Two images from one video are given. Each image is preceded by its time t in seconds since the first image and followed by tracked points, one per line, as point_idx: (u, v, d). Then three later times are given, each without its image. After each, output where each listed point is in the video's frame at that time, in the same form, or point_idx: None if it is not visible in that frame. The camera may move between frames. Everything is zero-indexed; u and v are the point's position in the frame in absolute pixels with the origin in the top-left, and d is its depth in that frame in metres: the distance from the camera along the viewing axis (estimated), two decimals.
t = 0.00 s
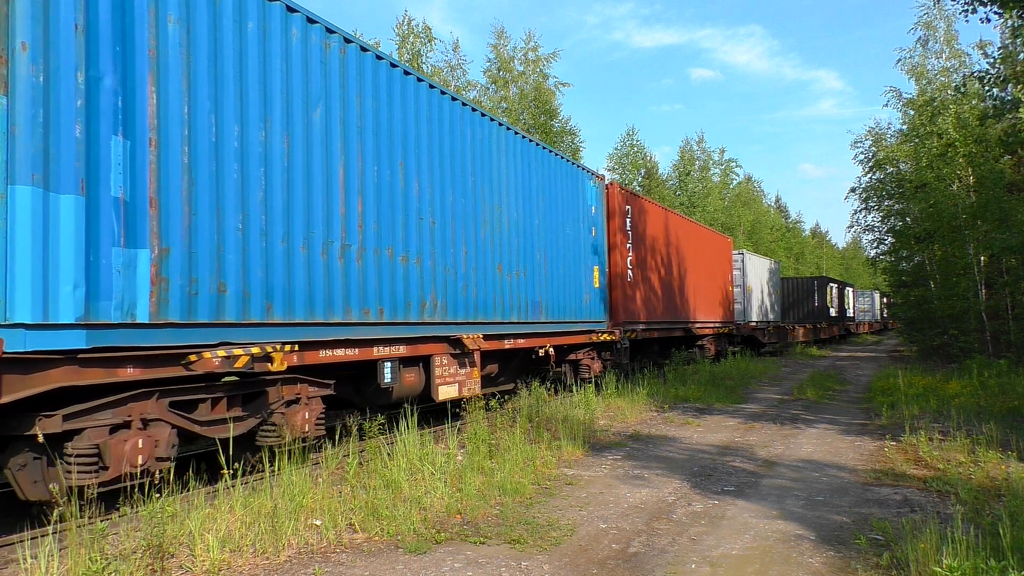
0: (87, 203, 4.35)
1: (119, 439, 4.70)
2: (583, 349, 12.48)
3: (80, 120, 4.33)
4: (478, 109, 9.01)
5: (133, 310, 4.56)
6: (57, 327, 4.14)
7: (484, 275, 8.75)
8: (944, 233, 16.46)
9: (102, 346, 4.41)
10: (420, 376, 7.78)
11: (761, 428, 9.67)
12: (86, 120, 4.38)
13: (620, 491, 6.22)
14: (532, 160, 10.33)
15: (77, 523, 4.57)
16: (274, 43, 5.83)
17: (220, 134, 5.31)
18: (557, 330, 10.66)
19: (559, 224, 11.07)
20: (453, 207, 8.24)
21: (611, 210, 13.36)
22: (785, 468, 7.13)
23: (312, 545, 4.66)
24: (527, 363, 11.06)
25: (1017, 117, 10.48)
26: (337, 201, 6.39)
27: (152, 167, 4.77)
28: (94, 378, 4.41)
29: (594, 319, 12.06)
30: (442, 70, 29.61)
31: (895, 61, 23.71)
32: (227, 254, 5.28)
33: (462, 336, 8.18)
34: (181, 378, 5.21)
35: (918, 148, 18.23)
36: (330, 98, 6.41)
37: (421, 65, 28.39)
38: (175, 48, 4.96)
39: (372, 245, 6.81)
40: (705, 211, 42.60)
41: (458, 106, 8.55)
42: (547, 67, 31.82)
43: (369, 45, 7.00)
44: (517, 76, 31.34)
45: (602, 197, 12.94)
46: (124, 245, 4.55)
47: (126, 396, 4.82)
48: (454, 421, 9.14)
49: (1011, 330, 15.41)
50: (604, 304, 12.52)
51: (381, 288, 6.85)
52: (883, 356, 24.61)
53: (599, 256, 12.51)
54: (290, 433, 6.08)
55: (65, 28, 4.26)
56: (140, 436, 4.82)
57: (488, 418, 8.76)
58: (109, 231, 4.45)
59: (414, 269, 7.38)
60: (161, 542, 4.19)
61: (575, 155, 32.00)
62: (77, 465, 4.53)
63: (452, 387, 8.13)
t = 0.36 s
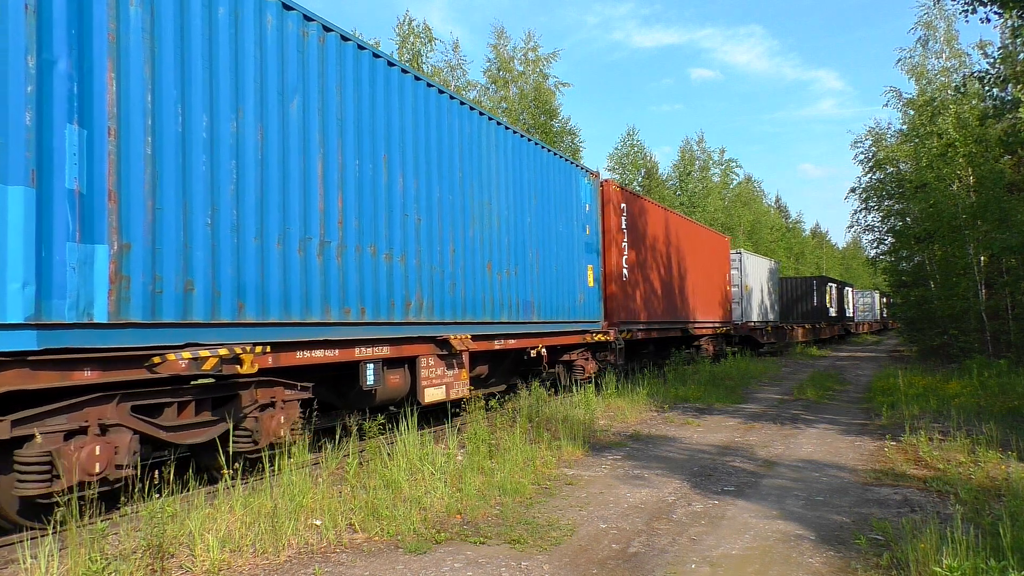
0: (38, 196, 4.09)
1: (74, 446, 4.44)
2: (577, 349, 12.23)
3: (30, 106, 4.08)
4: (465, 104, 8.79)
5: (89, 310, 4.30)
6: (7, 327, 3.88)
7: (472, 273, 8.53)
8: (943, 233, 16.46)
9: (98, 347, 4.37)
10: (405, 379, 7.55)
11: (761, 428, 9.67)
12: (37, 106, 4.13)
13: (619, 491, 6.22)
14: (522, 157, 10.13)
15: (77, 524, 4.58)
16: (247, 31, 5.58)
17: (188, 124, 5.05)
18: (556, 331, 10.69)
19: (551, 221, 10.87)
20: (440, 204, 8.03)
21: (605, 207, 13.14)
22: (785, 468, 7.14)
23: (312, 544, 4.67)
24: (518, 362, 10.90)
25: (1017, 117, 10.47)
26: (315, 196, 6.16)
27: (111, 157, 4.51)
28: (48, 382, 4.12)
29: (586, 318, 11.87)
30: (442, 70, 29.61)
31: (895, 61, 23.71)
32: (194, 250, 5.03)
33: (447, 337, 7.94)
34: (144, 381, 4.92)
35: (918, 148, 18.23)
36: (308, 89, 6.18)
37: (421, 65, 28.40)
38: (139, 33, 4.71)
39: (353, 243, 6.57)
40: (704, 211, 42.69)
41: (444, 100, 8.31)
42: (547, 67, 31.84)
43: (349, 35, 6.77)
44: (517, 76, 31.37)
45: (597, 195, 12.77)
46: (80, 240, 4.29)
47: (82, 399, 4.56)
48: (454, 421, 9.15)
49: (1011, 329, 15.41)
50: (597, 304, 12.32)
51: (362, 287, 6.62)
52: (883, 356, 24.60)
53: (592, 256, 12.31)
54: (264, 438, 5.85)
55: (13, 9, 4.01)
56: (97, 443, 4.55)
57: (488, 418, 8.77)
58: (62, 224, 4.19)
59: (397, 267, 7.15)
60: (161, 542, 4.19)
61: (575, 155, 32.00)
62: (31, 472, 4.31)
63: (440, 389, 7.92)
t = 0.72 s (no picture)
0: None
1: (23, 453, 4.19)
2: (570, 349, 12.11)
3: None
4: (452, 96, 8.56)
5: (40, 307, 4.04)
6: None
7: (460, 271, 8.30)
8: (944, 233, 16.45)
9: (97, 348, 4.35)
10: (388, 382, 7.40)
11: (761, 428, 9.67)
12: None
13: (619, 491, 6.22)
14: (512, 152, 9.91)
15: (77, 524, 4.58)
16: (218, 15, 5.31)
17: (151, 112, 4.78)
18: (556, 331, 10.70)
19: (543, 218, 10.66)
20: (426, 199, 7.79)
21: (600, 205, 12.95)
22: (785, 468, 7.14)
23: (312, 545, 4.66)
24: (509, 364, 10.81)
25: (1017, 117, 10.46)
26: (290, 190, 5.89)
27: (64, 146, 4.23)
28: None
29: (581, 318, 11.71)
30: (442, 70, 29.63)
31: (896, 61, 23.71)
32: (159, 246, 4.76)
33: (435, 338, 7.77)
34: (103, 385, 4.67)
35: (918, 148, 18.21)
36: (284, 77, 5.92)
37: (421, 65, 28.41)
38: (96, 14, 4.42)
39: (332, 239, 6.32)
40: (704, 211, 42.71)
41: (431, 92, 8.07)
42: (547, 67, 31.83)
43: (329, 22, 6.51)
44: (517, 76, 31.41)
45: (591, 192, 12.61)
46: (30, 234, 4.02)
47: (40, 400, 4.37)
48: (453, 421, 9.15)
49: (1011, 329, 15.41)
50: (592, 304, 12.13)
51: (342, 285, 6.37)
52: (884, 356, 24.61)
53: (586, 254, 12.13)
54: (235, 445, 5.66)
55: None
56: (48, 450, 4.30)
57: (488, 418, 8.77)
58: (9, 218, 3.93)
59: (380, 264, 6.90)
60: (161, 542, 4.20)
61: (575, 155, 32.03)
62: None
63: (424, 392, 7.74)
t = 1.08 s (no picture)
0: None
1: None
2: (565, 351, 12.01)
3: None
4: (439, 89, 8.37)
5: None
6: None
7: (447, 269, 8.11)
8: (944, 233, 16.44)
9: (88, 346, 4.31)
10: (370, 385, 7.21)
11: (761, 428, 9.67)
12: None
13: (620, 491, 6.22)
14: (501, 148, 9.73)
15: (77, 526, 4.58)
16: None
17: (109, 99, 4.54)
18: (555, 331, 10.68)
19: (535, 216, 10.49)
20: (411, 195, 7.60)
21: (594, 201, 12.75)
22: (785, 468, 7.14)
23: (312, 544, 4.66)
24: (499, 366, 10.59)
25: (1017, 117, 10.46)
26: (263, 184, 5.66)
27: (11, 135, 4.01)
28: None
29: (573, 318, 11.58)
30: (442, 70, 29.62)
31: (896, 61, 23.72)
32: (117, 241, 4.52)
33: (419, 339, 7.55)
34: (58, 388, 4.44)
35: (918, 148, 18.20)
36: (257, 66, 5.70)
37: (421, 65, 28.40)
38: None
39: (309, 235, 6.09)
40: (704, 210, 42.70)
41: (416, 85, 7.86)
42: (547, 67, 31.86)
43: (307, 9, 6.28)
44: (517, 76, 31.42)
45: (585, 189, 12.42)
46: None
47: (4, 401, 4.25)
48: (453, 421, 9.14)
49: (1011, 329, 15.41)
50: (585, 302, 11.96)
51: (320, 283, 6.15)
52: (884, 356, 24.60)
53: (580, 253, 11.98)
54: (203, 451, 5.36)
55: None
56: None
57: (487, 418, 8.77)
58: None
59: (361, 262, 6.68)
60: (161, 542, 4.19)
61: (575, 155, 32.03)
62: None
63: (409, 394, 7.55)
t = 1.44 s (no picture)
0: None
1: None
2: (557, 352, 11.97)
3: None
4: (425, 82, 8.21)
5: None
6: None
7: (432, 266, 7.98)
8: (944, 233, 16.44)
9: (66, 347, 4.24)
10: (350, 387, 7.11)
11: (761, 428, 9.67)
12: None
13: (619, 491, 6.22)
14: (490, 143, 9.61)
15: (79, 525, 4.59)
16: None
17: (61, 83, 4.29)
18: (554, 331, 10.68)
19: (525, 214, 10.40)
20: (394, 191, 7.45)
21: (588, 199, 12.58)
22: (785, 468, 7.14)
23: (312, 545, 4.66)
24: (491, 366, 10.49)
25: (1017, 117, 10.46)
26: (233, 176, 5.45)
27: None
28: None
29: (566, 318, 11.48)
30: (442, 70, 29.61)
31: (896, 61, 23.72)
32: (70, 235, 4.28)
33: (403, 339, 7.44)
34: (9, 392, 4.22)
35: (918, 148, 18.19)
36: (226, 52, 5.47)
37: (421, 65, 28.38)
38: None
39: (284, 231, 5.91)
40: (704, 210, 42.70)
41: (400, 76, 7.71)
42: (547, 67, 31.86)
43: None
44: (517, 76, 31.42)
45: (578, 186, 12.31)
46: None
47: None
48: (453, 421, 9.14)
49: (1011, 329, 15.41)
50: (579, 301, 11.88)
51: (297, 280, 5.97)
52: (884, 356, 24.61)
53: (573, 251, 11.90)
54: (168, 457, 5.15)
55: None
56: None
57: (487, 418, 8.77)
58: None
59: (340, 259, 6.51)
60: (161, 542, 4.19)
61: (575, 156, 32.01)
62: None
63: (393, 397, 7.46)
